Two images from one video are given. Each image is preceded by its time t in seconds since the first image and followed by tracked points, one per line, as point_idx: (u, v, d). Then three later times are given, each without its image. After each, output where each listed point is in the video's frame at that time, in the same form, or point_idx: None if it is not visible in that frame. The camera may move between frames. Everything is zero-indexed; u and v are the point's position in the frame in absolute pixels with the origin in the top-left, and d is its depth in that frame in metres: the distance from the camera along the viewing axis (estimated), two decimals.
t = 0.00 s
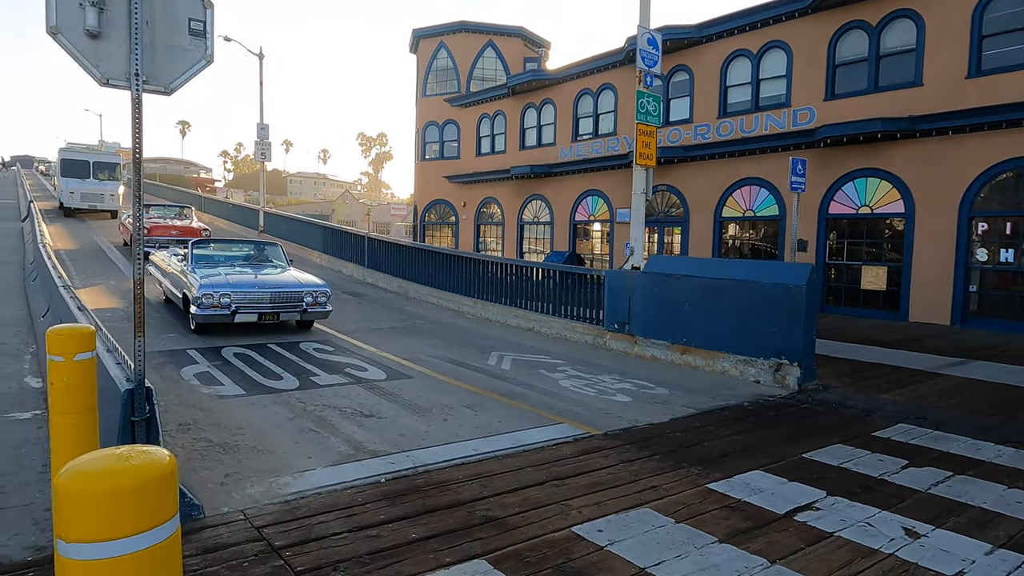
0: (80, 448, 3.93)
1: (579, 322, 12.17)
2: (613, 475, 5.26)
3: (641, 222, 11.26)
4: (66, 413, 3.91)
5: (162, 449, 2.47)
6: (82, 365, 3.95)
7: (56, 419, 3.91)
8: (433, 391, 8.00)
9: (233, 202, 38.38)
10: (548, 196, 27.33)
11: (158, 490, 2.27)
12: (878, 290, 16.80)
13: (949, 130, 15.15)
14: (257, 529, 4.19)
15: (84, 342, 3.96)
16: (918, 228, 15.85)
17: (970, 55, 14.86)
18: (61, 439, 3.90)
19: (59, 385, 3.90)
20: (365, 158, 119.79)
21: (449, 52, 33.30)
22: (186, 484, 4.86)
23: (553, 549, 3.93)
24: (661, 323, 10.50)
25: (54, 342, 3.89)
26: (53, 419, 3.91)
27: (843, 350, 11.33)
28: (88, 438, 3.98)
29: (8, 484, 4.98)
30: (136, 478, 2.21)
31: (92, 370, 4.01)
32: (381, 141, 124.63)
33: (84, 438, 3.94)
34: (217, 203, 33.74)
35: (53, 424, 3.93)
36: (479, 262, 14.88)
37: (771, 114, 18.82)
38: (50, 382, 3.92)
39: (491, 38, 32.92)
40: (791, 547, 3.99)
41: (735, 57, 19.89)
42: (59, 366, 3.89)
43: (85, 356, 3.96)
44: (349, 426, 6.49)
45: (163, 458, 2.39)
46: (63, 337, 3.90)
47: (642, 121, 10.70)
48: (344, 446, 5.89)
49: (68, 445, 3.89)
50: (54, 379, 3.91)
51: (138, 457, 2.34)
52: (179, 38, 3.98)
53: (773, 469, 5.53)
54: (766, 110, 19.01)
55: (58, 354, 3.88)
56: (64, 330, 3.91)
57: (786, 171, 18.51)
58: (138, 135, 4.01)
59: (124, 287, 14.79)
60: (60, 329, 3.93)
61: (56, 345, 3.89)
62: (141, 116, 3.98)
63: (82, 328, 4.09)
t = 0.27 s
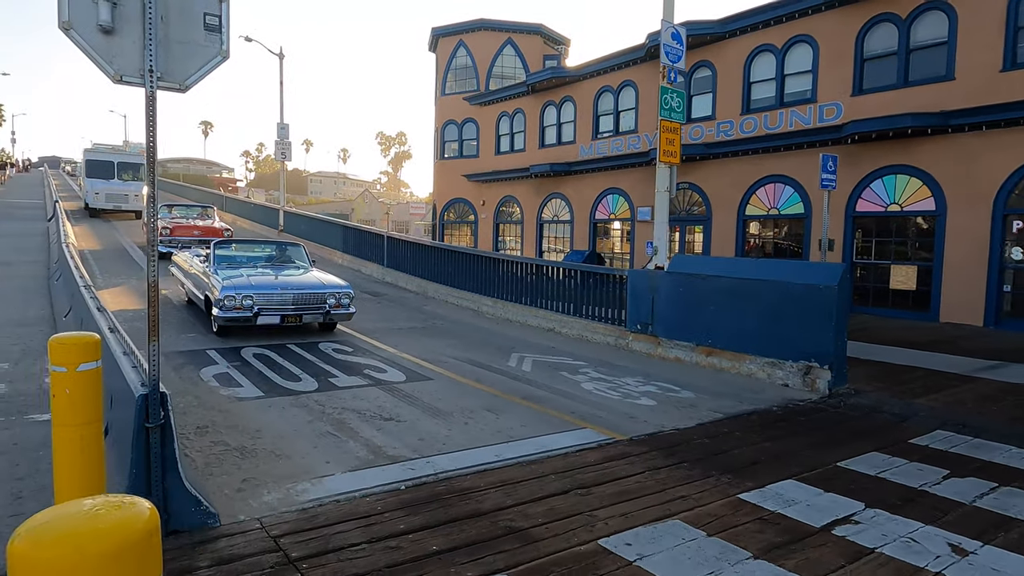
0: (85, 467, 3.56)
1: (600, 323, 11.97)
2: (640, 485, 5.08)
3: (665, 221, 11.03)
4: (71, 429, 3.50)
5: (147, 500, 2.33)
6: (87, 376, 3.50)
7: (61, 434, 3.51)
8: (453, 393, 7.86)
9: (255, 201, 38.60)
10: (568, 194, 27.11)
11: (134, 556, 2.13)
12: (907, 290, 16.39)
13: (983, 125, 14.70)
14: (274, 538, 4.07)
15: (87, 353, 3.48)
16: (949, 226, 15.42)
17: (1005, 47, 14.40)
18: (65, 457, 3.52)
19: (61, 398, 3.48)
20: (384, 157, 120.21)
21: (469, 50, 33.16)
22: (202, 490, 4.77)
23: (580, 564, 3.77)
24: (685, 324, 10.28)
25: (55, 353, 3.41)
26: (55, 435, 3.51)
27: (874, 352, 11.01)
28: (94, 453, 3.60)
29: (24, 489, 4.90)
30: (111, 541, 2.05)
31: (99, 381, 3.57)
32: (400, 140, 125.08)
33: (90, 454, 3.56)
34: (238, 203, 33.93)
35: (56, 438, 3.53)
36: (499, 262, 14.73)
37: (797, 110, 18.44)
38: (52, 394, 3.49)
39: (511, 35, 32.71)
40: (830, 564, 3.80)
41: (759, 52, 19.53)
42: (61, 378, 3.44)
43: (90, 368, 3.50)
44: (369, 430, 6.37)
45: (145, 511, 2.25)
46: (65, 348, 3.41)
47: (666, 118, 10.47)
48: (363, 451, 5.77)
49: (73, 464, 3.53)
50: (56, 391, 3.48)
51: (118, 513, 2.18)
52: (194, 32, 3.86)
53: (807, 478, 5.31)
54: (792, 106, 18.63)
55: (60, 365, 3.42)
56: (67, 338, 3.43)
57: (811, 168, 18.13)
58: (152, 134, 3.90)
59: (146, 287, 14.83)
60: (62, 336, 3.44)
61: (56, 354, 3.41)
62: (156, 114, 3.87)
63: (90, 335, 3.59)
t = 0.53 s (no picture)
0: (94, 485, 3.27)
1: (620, 323, 11.80)
2: (666, 492, 4.92)
3: (685, 220, 10.84)
4: (78, 443, 3.25)
5: (142, 557, 1.67)
6: (95, 386, 3.27)
7: (67, 450, 3.24)
8: (472, 396, 7.74)
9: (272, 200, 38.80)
10: (585, 193, 26.89)
11: None
12: (934, 290, 16.04)
13: (1013, 121, 14.32)
14: (290, 546, 3.97)
15: (97, 359, 3.28)
16: (977, 225, 15.06)
17: None
18: (72, 476, 3.23)
19: (68, 409, 3.23)
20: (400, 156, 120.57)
21: (485, 48, 33.03)
22: (218, 494, 4.69)
23: None
24: (706, 325, 10.10)
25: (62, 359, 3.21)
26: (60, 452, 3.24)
27: (901, 354, 10.75)
28: (104, 471, 3.32)
29: (39, 493, 4.83)
30: None
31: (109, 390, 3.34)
32: (416, 139, 125.55)
33: (99, 472, 3.28)
34: (256, 202, 34.09)
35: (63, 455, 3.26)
36: (516, 261, 14.59)
37: (819, 107, 18.12)
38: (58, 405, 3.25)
39: (527, 33, 32.52)
40: None
41: (781, 48, 19.21)
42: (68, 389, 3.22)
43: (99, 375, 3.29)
44: (386, 433, 6.27)
45: None
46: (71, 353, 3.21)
47: (687, 114, 10.27)
48: (381, 455, 5.66)
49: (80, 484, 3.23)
50: (62, 403, 3.23)
51: None
52: (209, 27, 3.76)
53: (838, 486, 5.13)
54: (814, 103, 18.31)
55: (66, 372, 3.22)
56: (75, 345, 3.24)
57: (834, 166, 17.81)
58: (167, 132, 3.81)
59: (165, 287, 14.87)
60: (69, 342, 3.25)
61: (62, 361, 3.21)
62: (171, 111, 3.78)
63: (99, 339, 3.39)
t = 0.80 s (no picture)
0: (114, 489, 3.20)
1: (637, 323, 11.66)
2: (693, 496, 4.81)
3: (705, 218, 10.69)
4: (98, 447, 3.18)
5: None
6: (116, 388, 3.20)
7: (88, 453, 3.17)
8: (490, 397, 7.65)
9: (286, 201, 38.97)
10: (599, 193, 26.73)
11: None
12: (956, 289, 15.77)
13: None
14: (311, 551, 3.89)
15: (118, 360, 3.20)
16: (1001, 222, 14.78)
17: None
18: (93, 480, 3.17)
19: (88, 411, 3.16)
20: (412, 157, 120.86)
21: (498, 48, 32.93)
22: (237, 497, 4.62)
23: None
24: (726, 325, 9.95)
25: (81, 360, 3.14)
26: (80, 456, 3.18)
27: (925, 355, 10.54)
28: (125, 475, 3.25)
29: (59, 494, 4.80)
30: None
31: (130, 393, 3.27)
32: (428, 140, 125.69)
33: (119, 476, 3.21)
34: (271, 203, 34.25)
35: (82, 458, 3.19)
36: (531, 261, 14.49)
37: (837, 104, 17.88)
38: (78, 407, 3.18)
39: (540, 32, 32.39)
40: None
41: (798, 45, 18.98)
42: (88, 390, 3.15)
43: (120, 378, 3.22)
44: (406, 434, 6.19)
45: None
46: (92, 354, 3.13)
47: (706, 111, 10.13)
48: (400, 457, 5.58)
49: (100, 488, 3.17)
50: (83, 405, 3.17)
51: None
52: (229, 21, 3.69)
53: (869, 491, 4.99)
54: (832, 100, 18.06)
55: (87, 374, 3.15)
56: (96, 345, 3.16)
57: (853, 163, 17.56)
58: (187, 129, 3.75)
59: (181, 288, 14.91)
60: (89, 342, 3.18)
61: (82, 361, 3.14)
62: (190, 107, 3.71)
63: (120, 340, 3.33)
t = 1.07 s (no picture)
0: (147, 493, 3.15)
1: (654, 322, 11.54)
2: (722, 499, 4.70)
3: (723, 216, 10.56)
4: (130, 450, 3.12)
5: None
6: (147, 389, 3.15)
7: (119, 455, 3.11)
8: (509, 397, 7.55)
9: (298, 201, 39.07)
10: (611, 191, 26.57)
11: None
12: (977, 288, 15.53)
13: None
14: (335, 555, 3.82)
15: (149, 361, 3.16)
16: None
17: None
18: (124, 481, 3.11)
19: (119, 413, 3.10)
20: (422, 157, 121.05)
21: (509, 47, 32.83)
22: (258, 499, 4.55)
23: None
24: (746, 324, 9.80)
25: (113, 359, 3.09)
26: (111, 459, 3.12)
27: (949, 355, 10.34)
28: (156, 479, 3.19)
29: (79, 496, 4.74)
30: None
31: (160, 394, 3.21)
32: (438, 139, 125.73)
33: (151, 480, 3.15)
34: (282, 203, 34.33)
35: (114, 461, 3.13)
36: (545, 260, 14.38)
37: (854, 100, 17.65)
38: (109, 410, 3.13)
39: (551, 31, 32.24)
40: None
41: (814, 41, 18.77)
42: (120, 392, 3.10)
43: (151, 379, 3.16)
44: (425, 435, 6.11)
45: None
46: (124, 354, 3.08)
47: (725, 107, 10.01)
48: (421, 458, 5.50)
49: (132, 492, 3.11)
50: (114, 407, 3.11)
51: None
52: (252, 14, 3.62)
53: (902, 494, 4.87)
54: (849, 96, 17.84)
55: (119, 376, 3.10)
56: (127, 346, 3.12)
57: (870, 161, 17.33)
58: (209, 124, 3.68)
59: (195, 288, 14.93)
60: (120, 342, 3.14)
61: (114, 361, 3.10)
62: (212, 102, 3.65)
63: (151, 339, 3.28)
